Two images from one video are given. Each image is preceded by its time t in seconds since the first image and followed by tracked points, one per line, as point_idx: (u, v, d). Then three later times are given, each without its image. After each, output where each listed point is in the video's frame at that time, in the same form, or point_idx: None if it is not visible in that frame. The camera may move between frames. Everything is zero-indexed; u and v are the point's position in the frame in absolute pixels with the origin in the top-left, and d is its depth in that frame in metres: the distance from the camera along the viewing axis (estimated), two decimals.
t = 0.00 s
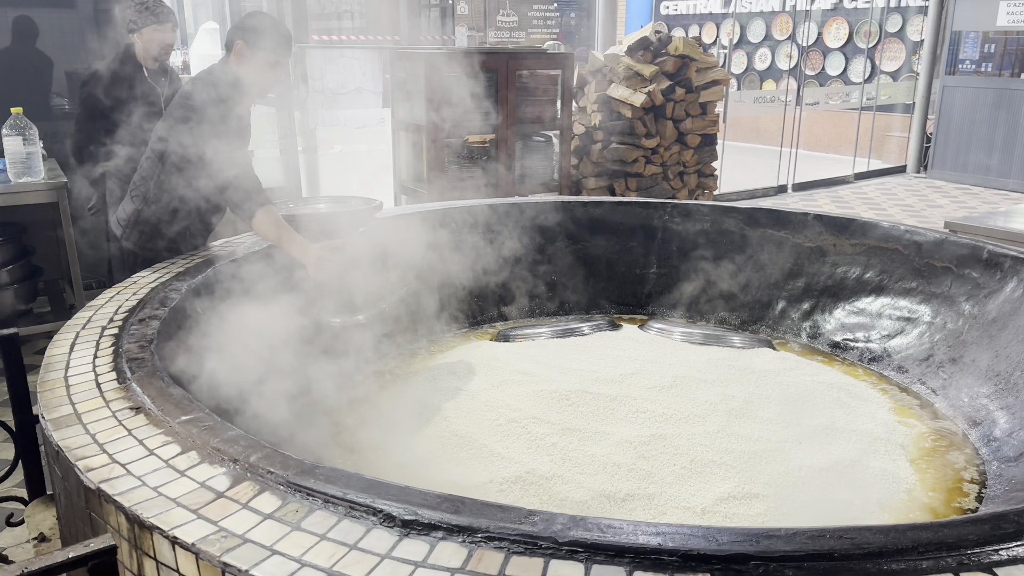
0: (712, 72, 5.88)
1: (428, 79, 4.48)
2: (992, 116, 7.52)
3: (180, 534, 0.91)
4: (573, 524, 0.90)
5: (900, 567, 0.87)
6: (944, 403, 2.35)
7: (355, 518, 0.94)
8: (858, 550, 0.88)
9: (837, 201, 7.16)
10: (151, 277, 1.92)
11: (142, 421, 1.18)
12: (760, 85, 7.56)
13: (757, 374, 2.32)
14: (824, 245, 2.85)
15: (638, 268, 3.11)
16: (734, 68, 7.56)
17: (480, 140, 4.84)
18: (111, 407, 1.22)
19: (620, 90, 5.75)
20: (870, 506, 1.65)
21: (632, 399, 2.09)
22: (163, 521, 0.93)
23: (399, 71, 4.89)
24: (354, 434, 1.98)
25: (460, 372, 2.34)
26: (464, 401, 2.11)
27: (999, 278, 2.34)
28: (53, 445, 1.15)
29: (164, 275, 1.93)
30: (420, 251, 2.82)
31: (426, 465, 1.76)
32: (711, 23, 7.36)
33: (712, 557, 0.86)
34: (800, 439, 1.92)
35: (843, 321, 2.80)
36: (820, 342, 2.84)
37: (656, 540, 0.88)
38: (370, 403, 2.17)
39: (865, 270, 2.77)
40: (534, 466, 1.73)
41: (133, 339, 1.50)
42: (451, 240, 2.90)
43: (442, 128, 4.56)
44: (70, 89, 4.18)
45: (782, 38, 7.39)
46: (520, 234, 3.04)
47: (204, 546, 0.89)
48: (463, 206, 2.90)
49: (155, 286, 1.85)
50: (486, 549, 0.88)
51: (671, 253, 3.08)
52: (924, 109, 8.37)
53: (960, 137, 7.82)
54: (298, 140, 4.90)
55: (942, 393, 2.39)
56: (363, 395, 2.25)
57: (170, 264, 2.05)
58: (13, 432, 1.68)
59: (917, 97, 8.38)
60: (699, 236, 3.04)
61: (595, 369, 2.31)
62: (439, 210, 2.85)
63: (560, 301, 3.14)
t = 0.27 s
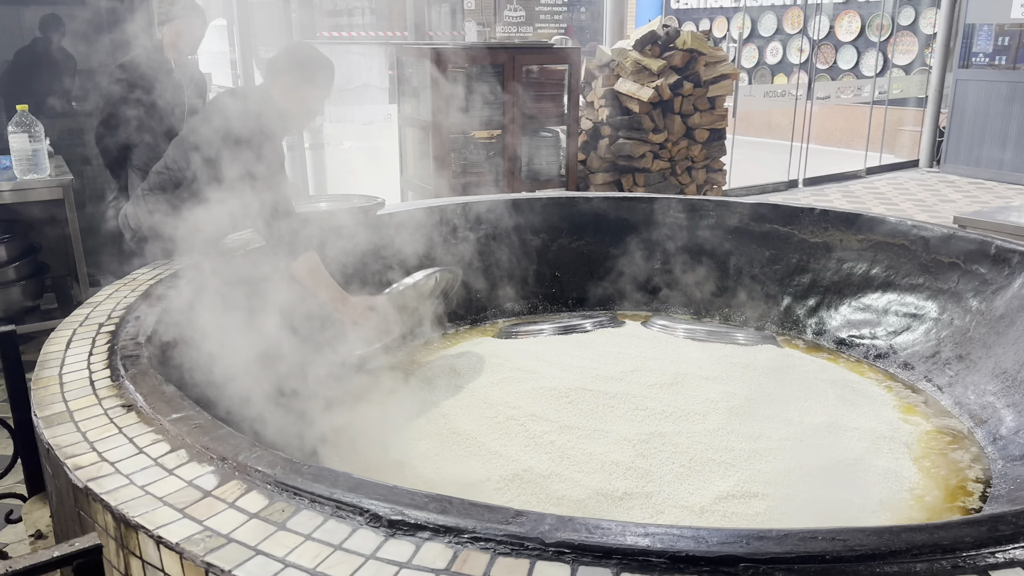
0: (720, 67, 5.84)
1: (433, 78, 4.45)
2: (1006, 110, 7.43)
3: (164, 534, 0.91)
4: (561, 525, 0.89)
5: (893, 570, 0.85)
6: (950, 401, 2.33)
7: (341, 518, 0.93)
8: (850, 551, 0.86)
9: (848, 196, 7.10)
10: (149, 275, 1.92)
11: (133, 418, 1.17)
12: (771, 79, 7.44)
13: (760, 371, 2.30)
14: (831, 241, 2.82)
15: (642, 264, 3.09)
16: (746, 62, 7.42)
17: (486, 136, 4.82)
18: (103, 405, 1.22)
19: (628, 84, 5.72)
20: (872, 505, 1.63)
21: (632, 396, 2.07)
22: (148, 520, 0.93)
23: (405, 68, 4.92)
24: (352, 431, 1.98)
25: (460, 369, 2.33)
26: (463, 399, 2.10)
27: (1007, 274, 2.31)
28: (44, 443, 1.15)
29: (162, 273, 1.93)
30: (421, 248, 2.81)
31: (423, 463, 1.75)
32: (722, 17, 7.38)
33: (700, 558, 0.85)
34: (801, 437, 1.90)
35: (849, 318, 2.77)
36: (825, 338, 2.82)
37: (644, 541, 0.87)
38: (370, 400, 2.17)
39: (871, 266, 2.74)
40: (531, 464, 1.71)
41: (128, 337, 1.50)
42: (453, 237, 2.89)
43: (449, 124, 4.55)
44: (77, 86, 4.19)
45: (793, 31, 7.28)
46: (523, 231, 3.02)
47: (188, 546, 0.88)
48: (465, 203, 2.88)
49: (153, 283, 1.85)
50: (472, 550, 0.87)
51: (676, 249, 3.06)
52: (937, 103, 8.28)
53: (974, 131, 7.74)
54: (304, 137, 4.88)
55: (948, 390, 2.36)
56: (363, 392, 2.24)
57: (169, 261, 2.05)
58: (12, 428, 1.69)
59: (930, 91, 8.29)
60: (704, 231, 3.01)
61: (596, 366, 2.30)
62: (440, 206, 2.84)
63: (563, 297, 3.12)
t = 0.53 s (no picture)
0: (726, 61, 5.80)
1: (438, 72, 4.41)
2: (1018, 103, 7.36)
3: (145, 529, 0.90)
4: (541, 523, 0.88)
5: (877, 569, 0.84)
6: (951, 397, 2.30)
7: (322, 514, 0.92)
8: (835, 550, 0.85)
9: (857, 190, 7.06)
10: (145, 270, 1.92)
11: (121, 414, 1.17)
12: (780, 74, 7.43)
13: (759, 367, 2.29)
14: (834, 236, 2.80)
15: (643, 259, 3.08)
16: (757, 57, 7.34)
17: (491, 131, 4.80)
18: (91, 400, 1.22)
19: (633, 79, 5.68)
20: (868, 503, 1.62)
21: (629, 392, 2.06)
22: (129, 516, 0.93)
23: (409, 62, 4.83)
24: (347, 427, 1.98)
25: (458, 365, 2.32)
26: (460, 395, 2.09)
27: (1011, 269, 2.28)
28: (32, 438, 1.15)
29: (159, 268, 1.93)
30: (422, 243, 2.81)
31: (417, 459, 1.75)
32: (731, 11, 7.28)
33: (681, 556, 0.84)
34: (798, 433, 1.89)
35: (851, 313, 2.75)
36: (827, 334, 2.80)
37: (625, 539, 0.86)
38: (365, 396, 2.17)
39: (874, 261, 2.72)
40: (524, 461, 1.71)
41: (120, 332, 1.50)
42: (453, 231, 2.88)
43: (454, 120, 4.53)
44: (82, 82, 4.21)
45: (803, 25, 7.27)
46: (524, 225, 3.00)
47: (168, 542, 0.88)
48: (466, 197, 2.87)
49: (148, 279, 1.85)
50: (451, 548, 0.86)
51: (677, 244, 3.04)
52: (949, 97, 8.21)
53: (985, 124, 7.66)
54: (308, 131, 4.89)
55: (950, 386, 2.34)
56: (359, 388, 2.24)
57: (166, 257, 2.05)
58: (7, 423, 1.70)
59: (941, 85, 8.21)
60: (707, 226, 3.00)
61: (593, 362, 2.29)
62: (440, 201, 2.83)
63: (564, 293, 3.11)
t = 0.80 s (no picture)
0: (732, 55, 5.75)
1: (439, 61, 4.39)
2: None
3: (124, 525, 0.91)
4: (519, 520, 0.88)
5: (858, 568, 0.83)
6: (949, 394, 2.29)
7: (301, 511, 0.92)
8: (814, 550, 0.84)
9: (864, 186, 7.02)
10: (140, 266, 1.92)
11: (108, 409, 1.17)
12: (788, 68, 7.35)
13: (755, 364, 2.28)
14: (834, 232, 2.77)
15: (643, 255, 3.07)
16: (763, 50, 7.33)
17: (493, 126, 4.80)
18: (79, 395, 1.22)
19: (637, 73, 5.66)
20: (860, 500, 1.61)
21: (622, 389, 2.06)
22: (110, 512, 0.93)
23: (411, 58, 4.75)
24: (341, 423, 1.98)
25: (453, 361, 2.32)
26: (454, 391, 2.09)
27: (1011, 265, 2.26)
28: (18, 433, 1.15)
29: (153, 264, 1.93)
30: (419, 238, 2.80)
31: (408, 456, 1.75)
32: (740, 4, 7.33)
33: (658, 555, 0.83)
34: (791, 430, 1.88)
35: (850, 309, 2.74)
36: (826, 331, 2.78)
37: (603, 537, 0.85)
38: (360, 392, 2.17)
39: (874, 257, 2.70)
40: (516, 457, 1.71)
41: (111, 328, 1.50)
42: (451, 227, 2.88)
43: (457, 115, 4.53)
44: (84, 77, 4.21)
45: (811, 19, 7.25)
46: (522, 221, 3.00)
47: (146, 538, 0.88)
48: (464, 193, 2.87)
49: (141, 275, 1.85)
50: (429, 545, 0.86)
51: (677, 239, 3.03)
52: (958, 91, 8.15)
53: (994, 119, 7.61)
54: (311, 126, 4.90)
55: (948, 383, 2.33)
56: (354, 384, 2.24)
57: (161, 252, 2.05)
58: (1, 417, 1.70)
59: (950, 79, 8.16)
60: (708, 221, 2.99)
61: (588, 358, 2.28)
62: (439, 197, 2.83)
63: (562, 288, 3.10)
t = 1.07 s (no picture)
0: (734, 50, 5.75)
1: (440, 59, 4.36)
2: None
3: (98, 518, 0.90)
4: (493, 515, 0.88)
5: (832, 565, 0.83)
6: (944, 391, 2.28)
7: (276, 505, 0.92)
8: (788, 546, 0.84)
9: (868, 182, 6.99)
10: (130, 260, 1.92)
11: (89, 402, 1.17)
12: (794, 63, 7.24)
13: (748, 360, 2.27)
14: (831, 228, 2.76)
15: (639, 251, 3.06)
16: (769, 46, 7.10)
17: (494, 121, 4.78)
18: (62, 388, 1.22)
19: (639, 68, 5.63)
20: (849, 497, 1.60)
21: (613, 384, 2.05)
22: (85, 505, 0.93)
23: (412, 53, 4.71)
24: (331, 418, 1.98)
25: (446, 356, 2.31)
26: (444, 386, 2.09)
27: (1007, 261, 2.24)
28: None
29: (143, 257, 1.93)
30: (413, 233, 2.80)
31: (397, 450, 1.75)
32: None
33: (631, 550, 0.83)
34: (782, 427, 1.87)
35: (846, 305, 2.73)
36: (821, 327, 2.77)
37: (576, 532, 0.85)
38: (350, 386, 2.16)
39: (871, 253, 2.68)
40: (504, 452, 1.70)
41: (98, 321, 1.50)
42: (446, 221, 2.87)
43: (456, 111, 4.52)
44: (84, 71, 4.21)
45: (817, 14, 7.19)
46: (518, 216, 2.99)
47: (120, 531, 0.88)
48: (459, 187, 2.86)
49: (131, 268, 1.85)
50: (401, 540, 0.86)
51: (673, 234, 3.02)
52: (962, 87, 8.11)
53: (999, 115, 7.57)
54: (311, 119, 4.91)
55: (942, 380, 2.32)
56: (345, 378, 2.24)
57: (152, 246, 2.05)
58: None
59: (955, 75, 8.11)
60: (705, 217, 2.98)
61: (581, 353, 2.28)
62: (434, 192, 2.82)
63: (558, 284, 3.10)
